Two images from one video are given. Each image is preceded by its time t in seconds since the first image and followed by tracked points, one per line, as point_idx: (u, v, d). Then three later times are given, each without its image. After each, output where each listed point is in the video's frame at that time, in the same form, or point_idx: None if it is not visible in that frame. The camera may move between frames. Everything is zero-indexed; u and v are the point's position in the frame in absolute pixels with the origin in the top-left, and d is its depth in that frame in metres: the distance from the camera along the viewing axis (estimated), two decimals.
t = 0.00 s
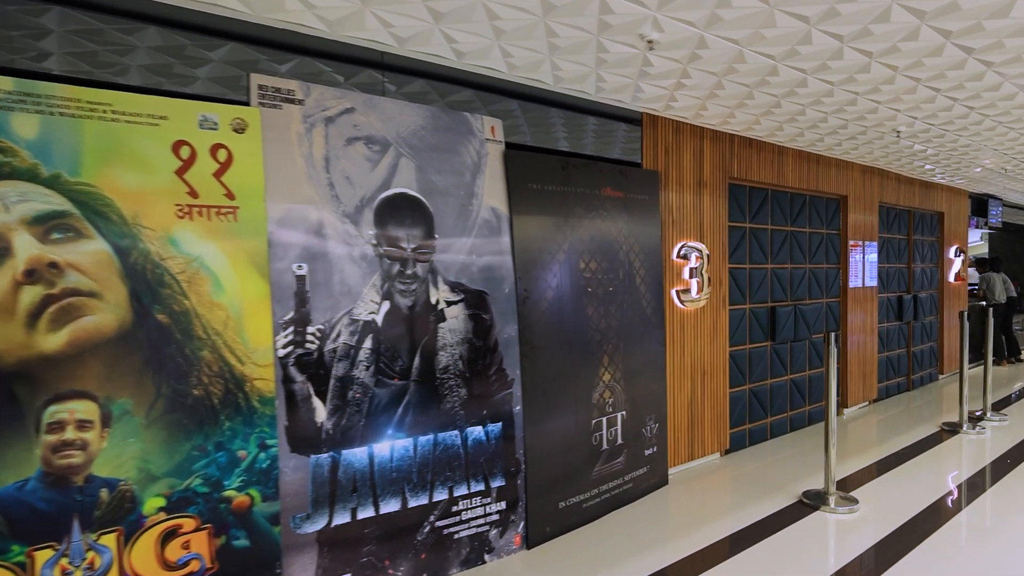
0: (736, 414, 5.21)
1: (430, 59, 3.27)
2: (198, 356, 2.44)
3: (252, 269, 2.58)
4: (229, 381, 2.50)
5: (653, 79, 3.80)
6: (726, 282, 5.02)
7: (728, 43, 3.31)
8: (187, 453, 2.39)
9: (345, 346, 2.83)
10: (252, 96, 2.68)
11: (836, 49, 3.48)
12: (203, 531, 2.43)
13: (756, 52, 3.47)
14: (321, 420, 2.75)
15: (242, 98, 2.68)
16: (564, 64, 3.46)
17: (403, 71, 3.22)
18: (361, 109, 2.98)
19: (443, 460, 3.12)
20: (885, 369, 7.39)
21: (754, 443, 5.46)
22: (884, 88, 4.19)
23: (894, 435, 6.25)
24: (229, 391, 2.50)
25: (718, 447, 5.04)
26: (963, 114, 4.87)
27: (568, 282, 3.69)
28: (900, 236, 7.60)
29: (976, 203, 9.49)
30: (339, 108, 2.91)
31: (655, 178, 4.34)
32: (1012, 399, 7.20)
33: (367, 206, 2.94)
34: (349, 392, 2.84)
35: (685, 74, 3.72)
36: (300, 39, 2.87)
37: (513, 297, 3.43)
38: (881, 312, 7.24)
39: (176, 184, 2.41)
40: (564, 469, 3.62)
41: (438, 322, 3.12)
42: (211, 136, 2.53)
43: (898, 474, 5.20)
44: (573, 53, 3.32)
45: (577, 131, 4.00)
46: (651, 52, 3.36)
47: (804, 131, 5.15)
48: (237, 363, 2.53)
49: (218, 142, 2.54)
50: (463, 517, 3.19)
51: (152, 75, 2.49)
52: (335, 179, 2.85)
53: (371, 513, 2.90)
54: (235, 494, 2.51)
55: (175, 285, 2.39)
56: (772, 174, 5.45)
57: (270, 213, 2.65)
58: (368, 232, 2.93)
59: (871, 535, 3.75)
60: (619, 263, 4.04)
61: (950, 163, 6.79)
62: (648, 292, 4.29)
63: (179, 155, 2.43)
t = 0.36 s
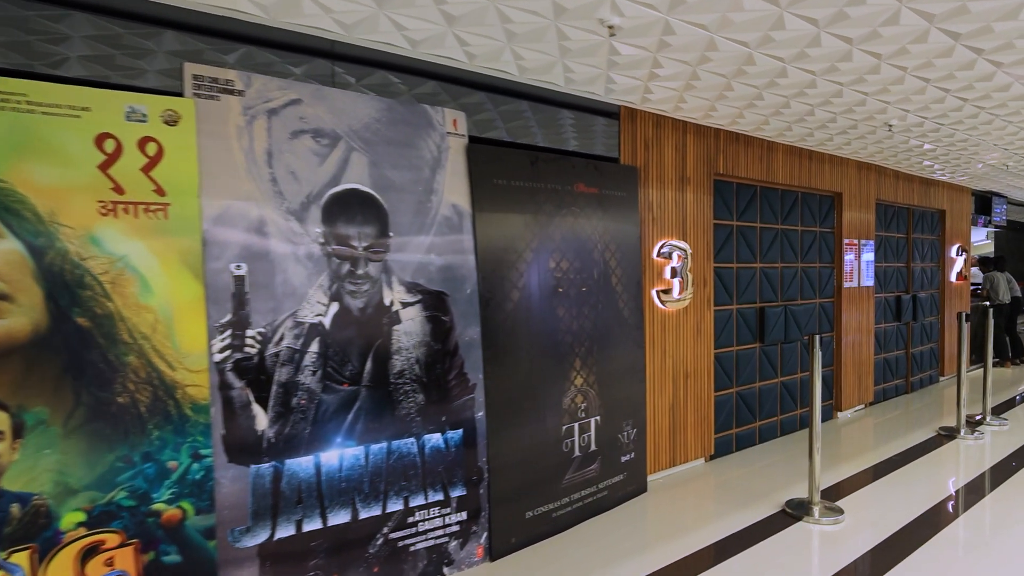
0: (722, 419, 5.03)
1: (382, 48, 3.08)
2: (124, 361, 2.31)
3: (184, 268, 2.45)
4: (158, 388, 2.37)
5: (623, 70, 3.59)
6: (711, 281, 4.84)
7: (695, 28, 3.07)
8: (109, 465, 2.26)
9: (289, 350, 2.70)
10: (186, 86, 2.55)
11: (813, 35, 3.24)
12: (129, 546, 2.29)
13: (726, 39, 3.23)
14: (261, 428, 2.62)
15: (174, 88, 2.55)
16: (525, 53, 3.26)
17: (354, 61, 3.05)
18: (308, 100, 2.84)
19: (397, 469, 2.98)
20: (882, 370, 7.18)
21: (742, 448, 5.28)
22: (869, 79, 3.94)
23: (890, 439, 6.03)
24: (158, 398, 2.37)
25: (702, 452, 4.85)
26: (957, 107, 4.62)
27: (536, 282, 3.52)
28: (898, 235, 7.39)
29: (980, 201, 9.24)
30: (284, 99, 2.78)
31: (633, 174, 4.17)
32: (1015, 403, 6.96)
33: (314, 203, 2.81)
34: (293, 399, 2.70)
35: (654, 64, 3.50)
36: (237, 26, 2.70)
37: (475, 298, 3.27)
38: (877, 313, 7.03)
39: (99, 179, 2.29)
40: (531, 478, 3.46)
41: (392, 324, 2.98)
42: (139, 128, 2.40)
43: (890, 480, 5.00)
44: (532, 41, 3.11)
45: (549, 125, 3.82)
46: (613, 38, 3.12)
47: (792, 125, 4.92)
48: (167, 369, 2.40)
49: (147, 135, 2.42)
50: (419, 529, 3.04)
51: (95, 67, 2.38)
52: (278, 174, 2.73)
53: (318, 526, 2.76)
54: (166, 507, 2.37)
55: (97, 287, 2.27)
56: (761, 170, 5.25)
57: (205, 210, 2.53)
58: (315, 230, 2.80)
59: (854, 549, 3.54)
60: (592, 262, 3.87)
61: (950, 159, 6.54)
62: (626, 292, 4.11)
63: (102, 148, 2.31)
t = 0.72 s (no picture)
0: (705, 424, 4.84)
1: (328, 34, 2.93)
2: (33, 367, 2.19)
3: (103, 267, 2.31)
4: (73, 395, 2.25)
5: (588, 58, 3.39)
6: (694, 281, 4.64)
7: (657, 11, 2.87)
8: (15, 478, 2.14)
9: (222, 354, 2.55)
10: (108, 73, 2.40)
11: (785, 18, 3.03)
12: (37, 565, 2.17)
13: (692, 22, 3.02)
14: (190, 436, 2.47)
15: (97, 75, 2.41)
16: (481, 39, 3.08)
17: (299, 48, 2.89)
18: (247, 90, 2.69)
19: (343, 480, 2.81)
20: (878, 373, 6.97)
21: (727, 454, 5.09)
22: (852, 67, 3.71)
23: (885, 443, 5.81)
24: (72, 406, 2.24)
25: (684, 459, 4.66)
26: (948, 98, 4.38)
27: (499, 282, 3.34)
28: (894, 234, 7.17)
29: (982, 199, 8.99)
30: (219, 87, 2.63)
31: (608, 169, 3.98)
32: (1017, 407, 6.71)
33: (251, 198, 2.65)
34: (226, 405, 2.54)
35: (619, 51, 3.29)
36: (167, 10, 2.56)
37: (432, 298, 3.09)
38: (872, 314, 6.82)
39: (6, 172, 2.16)
40: (493, 487, 3.29)
41: (338, 326, 2.82)
42: (54, 118, 2.26)
43: (881, 487, 4.78)
44: (485, 25, 2.93)
45: (517, 118, 3.63)
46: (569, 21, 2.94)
47: (778, 118, 4.71)
48: (83, 375, 2.27)
49: (63, 125, 2.27)
50: (368, 542, 2.88)
51: (26, 55, 2.30)
52: (212, 167, 2.57)
53: (255, 540, 2.60)
54: (80, 523, 2.25)
55: (3, 287, 2.15)
56: (748, 166, 5.05)
57: (128, 205, 2.38)
58: (252, 226, 2.64)
59: (835, 563, 3.33)
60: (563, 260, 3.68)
61: (947, 154, 6.29)
62: (600, 292, 3.91)
63: (11, 139, 2.18)
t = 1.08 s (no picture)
0: (687, 431, 4.64)
1: (268, 18, 2.75)
2: None
3: (12, 264, 2.16)
4: None
5: (550, 44, 3.20)
6: (674, 281, 4.46)
7: None
8: None
9: (147, 358, 2.39)
10: (23, 57, 2.24)
11: None
12: None
13: (653, 2, 2.81)
14: (111, 447, 2.31)
15: (11, 60, 2.25)
16: (432, 24, 2.89)
17: (238, 33, 2.72)
18: (179, 77, 2.52)
19: (283, 492, 2.65)
20: (873, 376, 6.76)
21: (712, 461, 4.89)
22: (832, 52, 3.47)
23: (879, 450, 5.59)
24: None
25: (664, 466, 4.47)
26: (939, 87, 4.14)
27: (459, 282, 3.17)
28: (890, 233, 6.96)
29: (983, 197, 8.76)
30: (148, 74, 2.46)
31: (581, 164, 3.80)
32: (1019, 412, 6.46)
33: (182, 191, 2.48)
34: (152, 413, 2.38)
35: (581, 35, 3.09)
36: None
37: (383, 299, 2.92)
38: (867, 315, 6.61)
39: None
40: (450, 499, 3.11)
41: (278, 329, 2.65)
42: None
43: (870, 497, 4.53)
44: (432, 8, 2.74)
45: (480, 110, 3.45)
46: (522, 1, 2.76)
47: (761, 111, 4.50)
48: None
49: None
50: (311, 558, 2.71)
51: None
52: (138, 158, 2.41)
53: (184, 557, 2.44)
54: None
55: None
56: (732, 161, 4.86)
57: (43, 198, 2.22)
58: (183, 222, 2.47)
59: None
60: (529, 259, 3.50)
61: (944, 150, 6.05)
62: (571, 293, 3.73)
63: None
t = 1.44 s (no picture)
0: (671, 437, 4.46)
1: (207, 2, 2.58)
2: None
3: None
4: None
5: (509, 30, 3.00)
6: (656, 281, 4.27)
7: None
8: None
9: (68, 363, 2.23)
10: None
11: None
12: None
13: None
14: (26, 458, 2.16)
15: None
16: (379, 7, 2.70)
17: (174, 18, 2.55)
18: (106, 64, 2.35)
19: (220, 505, 2.49)
20: (872, 380, 6.54)
21: (698, 470, 4.70)
22: (812, 37, 3.23)
23: (875, 457, 5.36)
24: None
25: (645, 475, 4.28)
26: (931, 76, 3.88)
27: (417, 282, 3.00)
28: (888, 232, 6.74)
29: (988, 195, 8.51)
30: (72, 60, 2.29)
31: (553, 158, 3.62)
32: None
33: (109, 185, 2.32)
34: (73, 422, 2.23)
35: (540, 20, 2.88)
36: None
37: (332, 300, 2.75)
38: (864, 317, 6.40)
39: None
40: (406, 511, 2.94)
41: (214, 332, 2.50)
42: None
43: (861, 508, 4.29)
44: None
45: (444, 101, 3.26)
46: None
47: (745, 103, 4.28)
48: None
49: None
50: None
51: None
52: (60, 150, 2.24)
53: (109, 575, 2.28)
54: None
55: None
56: (718, 157, 4.68)
57: None
58: (109, 218, 2.31)
59: None
60: (495, 258, 3.33)
61: (944, 145, 5.81)
62: (542, 294, 3.56)
63: None
